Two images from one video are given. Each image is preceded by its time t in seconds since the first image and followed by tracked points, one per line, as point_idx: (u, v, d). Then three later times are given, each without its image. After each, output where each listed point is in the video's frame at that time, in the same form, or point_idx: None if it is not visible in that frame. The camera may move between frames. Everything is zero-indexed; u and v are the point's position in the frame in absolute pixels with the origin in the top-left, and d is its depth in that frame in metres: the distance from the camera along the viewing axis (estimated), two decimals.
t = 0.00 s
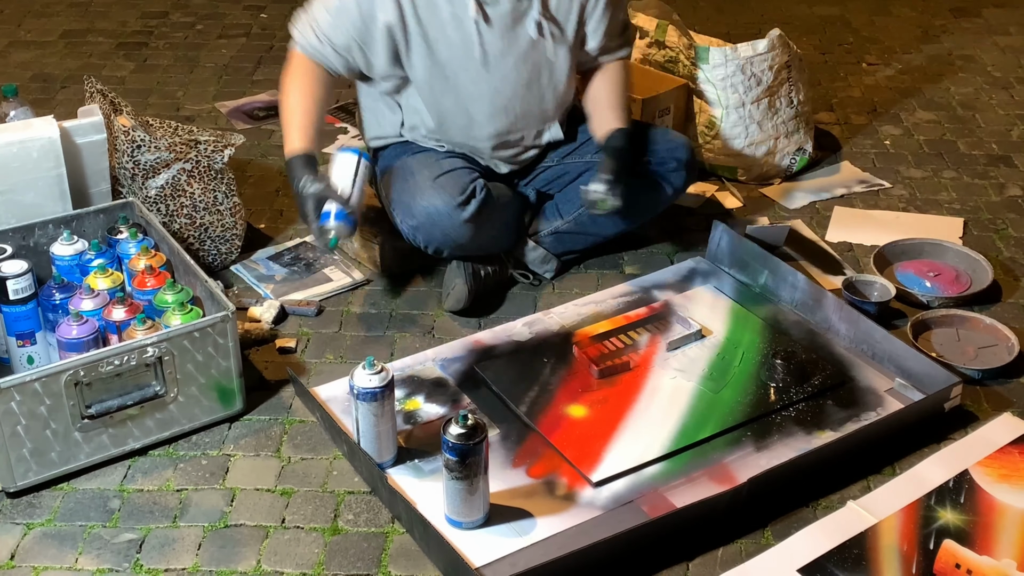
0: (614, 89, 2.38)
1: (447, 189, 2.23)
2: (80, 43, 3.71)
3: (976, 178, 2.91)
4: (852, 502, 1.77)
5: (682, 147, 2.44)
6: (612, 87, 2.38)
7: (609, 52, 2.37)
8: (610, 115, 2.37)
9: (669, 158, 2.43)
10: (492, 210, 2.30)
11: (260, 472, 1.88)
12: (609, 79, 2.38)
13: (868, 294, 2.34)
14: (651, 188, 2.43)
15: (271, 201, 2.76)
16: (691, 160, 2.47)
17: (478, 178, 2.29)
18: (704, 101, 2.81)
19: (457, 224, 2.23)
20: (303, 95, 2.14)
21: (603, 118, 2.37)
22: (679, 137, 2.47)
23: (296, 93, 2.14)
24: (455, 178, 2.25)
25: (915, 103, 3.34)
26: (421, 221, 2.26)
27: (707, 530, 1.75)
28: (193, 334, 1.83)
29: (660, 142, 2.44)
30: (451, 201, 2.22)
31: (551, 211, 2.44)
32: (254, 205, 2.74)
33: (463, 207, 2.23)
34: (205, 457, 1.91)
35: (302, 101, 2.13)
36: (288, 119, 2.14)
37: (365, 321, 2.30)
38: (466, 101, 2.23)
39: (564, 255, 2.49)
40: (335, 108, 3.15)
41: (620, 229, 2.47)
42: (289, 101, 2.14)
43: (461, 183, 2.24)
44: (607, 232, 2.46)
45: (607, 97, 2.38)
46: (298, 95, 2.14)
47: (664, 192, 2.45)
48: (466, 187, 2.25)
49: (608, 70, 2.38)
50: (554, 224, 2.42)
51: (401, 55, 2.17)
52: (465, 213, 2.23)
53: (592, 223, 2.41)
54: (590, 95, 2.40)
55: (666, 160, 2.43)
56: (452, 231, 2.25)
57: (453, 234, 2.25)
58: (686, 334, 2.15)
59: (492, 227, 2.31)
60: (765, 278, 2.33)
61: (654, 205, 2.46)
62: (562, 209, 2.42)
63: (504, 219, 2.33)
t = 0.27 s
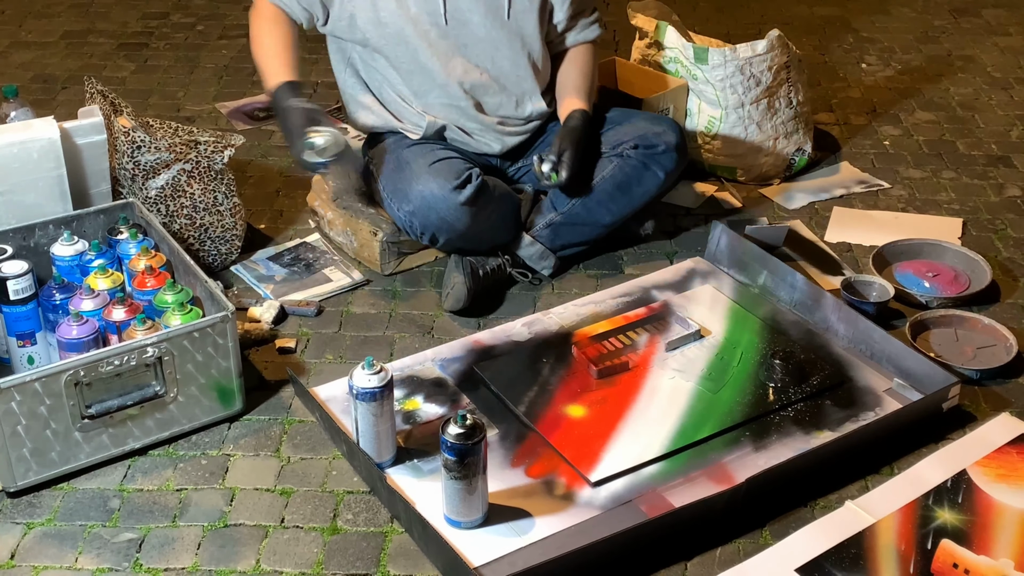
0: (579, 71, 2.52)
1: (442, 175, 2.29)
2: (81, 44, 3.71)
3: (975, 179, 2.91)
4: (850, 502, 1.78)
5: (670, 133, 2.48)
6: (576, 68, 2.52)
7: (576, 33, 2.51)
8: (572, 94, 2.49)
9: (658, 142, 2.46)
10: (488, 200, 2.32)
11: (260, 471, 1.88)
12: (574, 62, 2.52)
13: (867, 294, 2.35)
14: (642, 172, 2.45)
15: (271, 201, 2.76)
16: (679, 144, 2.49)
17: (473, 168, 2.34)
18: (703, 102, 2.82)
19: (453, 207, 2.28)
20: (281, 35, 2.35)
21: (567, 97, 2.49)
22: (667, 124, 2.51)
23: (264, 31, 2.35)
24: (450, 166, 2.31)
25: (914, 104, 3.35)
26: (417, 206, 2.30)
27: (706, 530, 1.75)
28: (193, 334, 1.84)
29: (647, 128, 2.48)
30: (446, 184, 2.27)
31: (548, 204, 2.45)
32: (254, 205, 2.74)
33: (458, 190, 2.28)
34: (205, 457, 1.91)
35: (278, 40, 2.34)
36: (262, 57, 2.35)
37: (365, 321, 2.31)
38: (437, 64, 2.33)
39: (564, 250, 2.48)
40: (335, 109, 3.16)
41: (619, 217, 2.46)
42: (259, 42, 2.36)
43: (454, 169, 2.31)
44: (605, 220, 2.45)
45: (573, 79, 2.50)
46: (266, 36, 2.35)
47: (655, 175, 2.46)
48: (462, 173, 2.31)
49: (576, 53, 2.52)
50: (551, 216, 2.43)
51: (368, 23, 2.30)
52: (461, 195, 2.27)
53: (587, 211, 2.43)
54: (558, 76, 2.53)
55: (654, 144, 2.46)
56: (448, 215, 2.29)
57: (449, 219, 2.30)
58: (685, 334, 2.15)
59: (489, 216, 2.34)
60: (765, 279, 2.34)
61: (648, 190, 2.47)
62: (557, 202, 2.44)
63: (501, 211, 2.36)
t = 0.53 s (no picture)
0: (577, 62, 2.52)
1: (442, 170, 2.29)
2: (85, 44, 3.72)
3: (978, 179, 2.91)
4: (851, 501, 1.78)
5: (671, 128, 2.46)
6: (574, 59, 2.52)
7: (570, 24, 2.52)
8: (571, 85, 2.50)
9: (657, 138, 2.45)
10: (490, 195, 2.33)
11: (262, 470, 1.89)
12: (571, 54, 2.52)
13: (869, 294, 2.35)
14: (642, 168, 2.45)
15: (275, 201, 2.77)
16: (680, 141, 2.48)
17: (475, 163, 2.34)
18: (706, 102, 2.82)
19: (454, 201, 2.28)
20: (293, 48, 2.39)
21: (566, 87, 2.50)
22: (667, 119, 2.50)
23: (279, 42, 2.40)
24: (452, 161, 2.32)
25: (917, 103, 3.35)
26: (418, 199, 2.30)
27: (707, 529, 1.76)
28: (196, 333, 1.84)
29: (647, 124, 2.47)
30: (447, 178, 2.27)
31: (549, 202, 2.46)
32: (257, 205, 2.75)
33: (459, 184, 2.28)
34: (208, 456, 1.92)
35: (289, 47, 2.39)
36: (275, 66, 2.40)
37: (368, 320, 2.31)
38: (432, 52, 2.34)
39: (566, 248, 2.48)
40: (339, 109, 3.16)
41: (618, 214, 2.47)
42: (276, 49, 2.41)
43: (455, 164, 2.32)
44: (606, 218, 2.46)
45: (570, 70, 2.51)
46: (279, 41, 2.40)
47: (655, 171, 2.46)
48: (463, 169, 2.31)
49: (572, 45, 2.52)
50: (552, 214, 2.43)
51: (365, 17, 2.34)
52: (463, 189, 2.27)
53: (587, 208, 2.43)
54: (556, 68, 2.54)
55: (654, 140, 2.45)
56: (450, 208, 2.29)
57: (450, 212, 2.29)
58: (687, 334, 2.15)
59: (490, 211, 2.34)
60: (767, 278, 2.34)
61: (648, 186, 2.47)
62: (558, 200, 2.44)
63: (501, 207, 2.36)
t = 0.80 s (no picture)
0: (583, 60, 2.52)
1: (446, 178, 2.29)
2: (88, 44, 3.73)
3: (980, 179, 2.91)
4: (853, 501, 1.78)
5: (676, 134, 2.49)
6: (580, 56, 2.53)
7: (576, 22, 2.53)
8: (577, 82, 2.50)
9: (664, 144, 2.46)
10: (493, 200, 2.33)
11: (265, 469, 1.89)
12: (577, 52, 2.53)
13: (871, 294, 2.35)
14: (648, 173, 2.46)
15: (277, 201, 2.77)
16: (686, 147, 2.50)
17: (478, 169, 2.34)
18: (708, 102, 2.83)
19: (457, 210, 2.29)
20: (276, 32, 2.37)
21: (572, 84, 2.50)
22: (673, 126, 2.51)
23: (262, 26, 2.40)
24: (455, 168, 2.32)
25: (919, 104, 3.35)
26: (421, 208, 2.31)
27: (708, 529, 1.76)
28: (199, 333, 1.85)
29: (653, 129, 2.48)
30: (450, 187, 2.28)
31: (552, 205, 2.46)
32: (259, 205, 2.76)
33: (462, 193, 2.28)
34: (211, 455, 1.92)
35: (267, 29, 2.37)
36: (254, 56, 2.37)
37: (370, 320, 2.32)
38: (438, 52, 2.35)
39: (568, 251, 2.49)
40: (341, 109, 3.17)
41: (622, 218, 2.48)
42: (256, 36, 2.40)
43: (458, 170, 2.32)
44: (609, 221, 2.46)
45: (576, 67, 2.51)
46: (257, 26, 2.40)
47: (660, 177, 2.47)
48: (466, 176, 2.31)
49: (578, 44, 2.53)
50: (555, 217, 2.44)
51: (372, 19, 2.34)
52: (465, 199, 2.28)
53: (591, 212, 2.44)
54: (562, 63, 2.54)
55: (661, 146, 2.46)
56: (452, 218, 2.30)
57: (453, 221, 2.30)
58: (689, 333, 2.15)
59: (493, 217, 2.34)
60: (768, 278, 2.35)
61: (653, 191, 2.48)
62: (562, 203, 2.45)
63: (505, 211, 2.36)
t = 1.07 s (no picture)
0: (589, 57, 2.51)
1: (448, 182, 2.29)
2: (90, 45, 3.73)
3: (982, 179, 2.90)
4: (854, 500, 1.78)
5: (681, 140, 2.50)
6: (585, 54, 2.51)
7: (580, 21, 2.52)
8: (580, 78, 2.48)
9: (669, 150, 2.48)
10: (495, 204, 2.33)
11: (266, 469, 1.90)
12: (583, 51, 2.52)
13: (872, 294, 2.35)
14: (652, 178, 2.47)
15: (279, 201, 2.77)
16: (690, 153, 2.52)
17: (480, 173, 2.34)
18: (709, 101, 2.82)
19: (459, 216, 2.28)
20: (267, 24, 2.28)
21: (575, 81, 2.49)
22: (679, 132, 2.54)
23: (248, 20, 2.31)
24: (458, 172, 2.32)
25: (921, 103, 3.35)
26: (423, 214, 2.31)
27: (709, 528, 1.76)
28: (200, 332, 1.85)
29: (659, 135, 2.51)
30: (452, 193, 2.28)
31: (554, 208, 2.45)
32: (261, 205, 2.76)
33: (464, 199, 2.28)
34: (212, 455, 1.93)
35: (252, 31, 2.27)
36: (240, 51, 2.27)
37: (371, 320, 2.32)
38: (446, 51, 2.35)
39: (571, 252, 2.49)
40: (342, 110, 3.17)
41: (625, 222, 2.48)
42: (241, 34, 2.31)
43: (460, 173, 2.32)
44: (612, 225, 2.46)
45: (580, 65, 2.50)
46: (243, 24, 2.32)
47: (665, 183, 2.47)
48: (468, 181, 2.31)
49: (584, 44, 2.52)
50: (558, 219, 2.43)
51: (377, 19, 2.33)
52: (467, 205, 2.28)
53: (594, 214, 2.44)
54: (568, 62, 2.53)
55: (666, 151, 2.48)
56: (454, 224, 2.30)
57: (454, 227, 2.30)
58: (690, 333, 2.15)
59: (495, 221, 2.34)
60: (769, 278, 2.35)
61: (657, 196, 2.48)
62: (565, 205, 2.44)
63: (506, 213, 2.36)
